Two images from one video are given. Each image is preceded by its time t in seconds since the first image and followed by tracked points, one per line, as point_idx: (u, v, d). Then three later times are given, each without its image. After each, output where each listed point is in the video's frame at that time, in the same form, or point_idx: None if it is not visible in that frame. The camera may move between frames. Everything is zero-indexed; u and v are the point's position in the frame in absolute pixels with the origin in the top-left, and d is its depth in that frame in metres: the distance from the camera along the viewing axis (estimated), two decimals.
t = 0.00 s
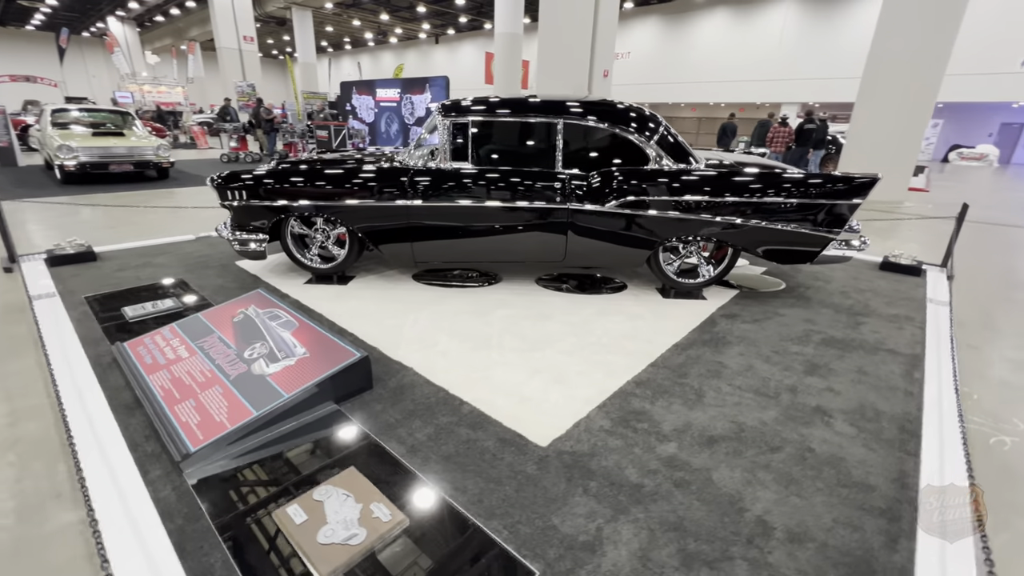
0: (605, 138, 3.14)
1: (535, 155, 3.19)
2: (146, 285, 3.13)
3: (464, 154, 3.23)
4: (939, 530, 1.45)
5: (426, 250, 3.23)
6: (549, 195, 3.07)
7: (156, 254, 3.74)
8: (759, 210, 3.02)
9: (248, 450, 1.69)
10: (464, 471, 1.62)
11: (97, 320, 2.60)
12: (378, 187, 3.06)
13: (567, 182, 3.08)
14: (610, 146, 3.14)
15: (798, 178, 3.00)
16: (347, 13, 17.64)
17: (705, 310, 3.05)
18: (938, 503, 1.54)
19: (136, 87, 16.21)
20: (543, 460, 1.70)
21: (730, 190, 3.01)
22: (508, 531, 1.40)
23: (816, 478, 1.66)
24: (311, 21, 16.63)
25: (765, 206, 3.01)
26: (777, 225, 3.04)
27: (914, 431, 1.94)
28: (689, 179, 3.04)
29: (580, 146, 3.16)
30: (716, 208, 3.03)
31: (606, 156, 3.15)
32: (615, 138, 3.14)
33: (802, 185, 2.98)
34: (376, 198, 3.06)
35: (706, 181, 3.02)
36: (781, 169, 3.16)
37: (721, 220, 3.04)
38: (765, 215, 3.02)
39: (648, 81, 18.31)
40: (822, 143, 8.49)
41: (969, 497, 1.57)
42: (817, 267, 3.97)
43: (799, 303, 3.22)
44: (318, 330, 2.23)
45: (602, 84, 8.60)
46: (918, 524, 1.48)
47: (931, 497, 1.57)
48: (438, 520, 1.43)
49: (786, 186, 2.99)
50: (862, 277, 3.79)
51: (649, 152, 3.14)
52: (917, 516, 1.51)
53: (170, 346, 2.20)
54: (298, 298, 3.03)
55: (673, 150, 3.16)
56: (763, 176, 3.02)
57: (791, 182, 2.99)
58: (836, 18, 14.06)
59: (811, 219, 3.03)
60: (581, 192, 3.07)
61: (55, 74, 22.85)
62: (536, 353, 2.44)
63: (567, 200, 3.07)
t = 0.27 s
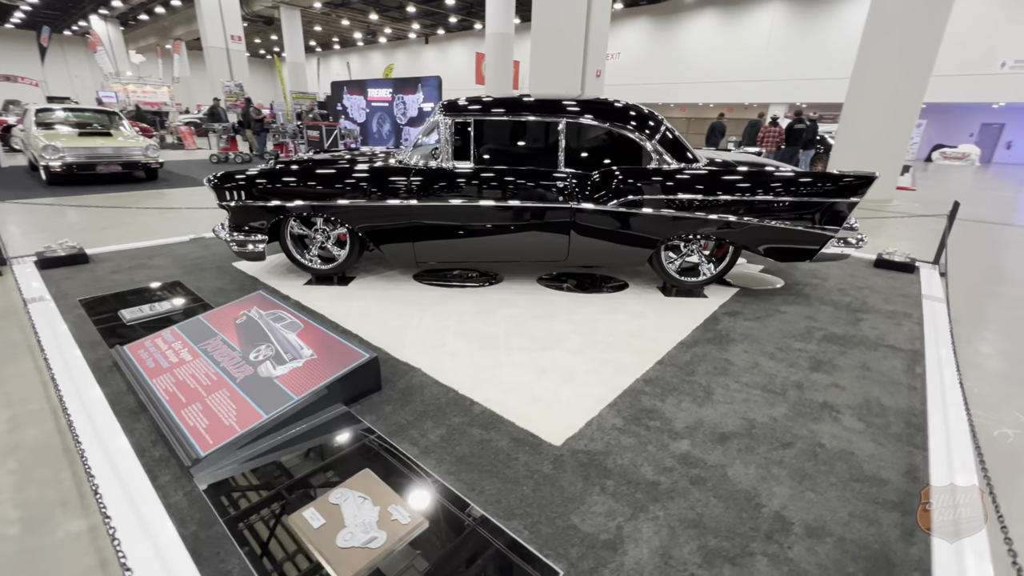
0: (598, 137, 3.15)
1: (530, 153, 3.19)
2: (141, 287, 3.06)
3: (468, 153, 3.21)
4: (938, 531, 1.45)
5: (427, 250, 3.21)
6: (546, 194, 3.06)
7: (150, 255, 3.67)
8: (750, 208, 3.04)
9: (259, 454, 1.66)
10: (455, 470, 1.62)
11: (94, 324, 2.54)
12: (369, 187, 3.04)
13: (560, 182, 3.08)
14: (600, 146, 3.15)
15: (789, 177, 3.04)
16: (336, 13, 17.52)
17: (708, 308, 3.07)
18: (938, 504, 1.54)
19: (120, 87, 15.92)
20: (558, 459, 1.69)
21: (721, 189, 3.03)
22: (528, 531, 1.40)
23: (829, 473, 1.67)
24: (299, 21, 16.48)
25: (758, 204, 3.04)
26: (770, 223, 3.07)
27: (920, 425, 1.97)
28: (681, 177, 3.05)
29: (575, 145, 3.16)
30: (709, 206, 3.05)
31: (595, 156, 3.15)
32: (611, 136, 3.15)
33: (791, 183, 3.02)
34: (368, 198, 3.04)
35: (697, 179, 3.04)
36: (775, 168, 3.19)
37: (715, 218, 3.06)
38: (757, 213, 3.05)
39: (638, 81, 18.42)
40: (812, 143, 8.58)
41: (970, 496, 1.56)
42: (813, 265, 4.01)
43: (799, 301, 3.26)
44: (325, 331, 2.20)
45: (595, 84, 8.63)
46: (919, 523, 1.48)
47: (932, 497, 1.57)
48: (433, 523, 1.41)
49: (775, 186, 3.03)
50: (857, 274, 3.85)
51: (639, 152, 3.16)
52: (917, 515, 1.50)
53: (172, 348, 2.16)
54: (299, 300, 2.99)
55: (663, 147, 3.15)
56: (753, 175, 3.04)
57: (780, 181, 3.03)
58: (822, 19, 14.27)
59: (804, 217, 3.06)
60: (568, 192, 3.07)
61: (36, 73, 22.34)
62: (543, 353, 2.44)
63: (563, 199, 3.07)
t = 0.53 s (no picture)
0: (590, 137, 3.15)
1: (524, 151, 3.18)
2: (137, 289, 2.99)
3: (472, 150, 3.19)
4: (936, 533, 1.42)
5: (430, 248, 3.18)
6: (540, 192, 3.07)
7: (144, 256, 3.58)
8: (742, 203, 3.06)
9: (274, 455, 1.62)
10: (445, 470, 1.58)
11: (91, 326, 2.47)
12: (359, 184, 3.00)
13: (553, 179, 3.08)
14: (591, 145, 3.15)
15: (779, 173, 3.06)
16: (323, 12, 17.37)
17: (712, 304, 3.09)
18: (939, 504, 1.51)
19: (100, 86, 15.57)
20: (578, 455, 1.68)
21: (712, 185, 3.05)
22: (557, 528, 1.38)
23: (848, 465, 1.68)
24: (286, 19, 16.29)
25: (750, 199, 3.06)
26: (763, 219, 3.09)
27: (931, 416, 1.99)
28: (674, 173, 3.06)
29: (577, 142, 3.15)
30: (702, 202, 3.05)
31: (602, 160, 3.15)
32: (604, 134, 3.14)
33: (780, 179, 3.05)
34: (360, 196, 3.00)
35: (689, 175, 3.06)
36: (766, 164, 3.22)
37: (706, 213, 3.06)
38: (748, 209, 3.07)
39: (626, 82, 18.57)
40: (801, 142, 8.71)
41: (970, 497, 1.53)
42: (811, 260, 4.06)
43: (799, 295, 3.29)
44: (334, 331, 2.16)
45: (587, 83, 8.66)
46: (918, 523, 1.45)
47: (932, 496, 1.54)
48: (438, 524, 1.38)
49: (763, 183, 3.05)
50: (854, 269, 3.90)
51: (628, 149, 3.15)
52: (916, 515, 1.48)
53: (177, 349, 2.11)
54: (301, 299, 2.94)
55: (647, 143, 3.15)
56: (740, 173, 3.06)
57: (769, 177, 3.05)
58: (806, 21, 14.52)
59: (799, 213, 3.09)
60: (552, 190, 3.07)
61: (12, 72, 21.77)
62: (553, 349, 2.42)
63: (560, 198, 3.07)
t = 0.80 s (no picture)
0: (584, 136, 3.15)
1: (518, 150, 3.18)
2: (133, 291, 2.92)
3: (476, 148, 3.17)
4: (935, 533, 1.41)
5: (434, 248, 3.16)
6: (531, 190, 3.04)
7: (137, 258, 3.50)
8: (733, 201, 3.06)
9: (290, 460, 1.59)
10: (441, 470, 1.57)
11: (89, 329, 2.40)
12: (349, 184, 2.96)
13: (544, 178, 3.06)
14: (586, 145, 3.16)
15: (768, 171, 3.09)
16: (310, 11, 17.20)
17: (717, 302, 3.10)
18: (938, 504, 1.49)
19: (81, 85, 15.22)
20: (599, 453, 1.68)
21: (703, 183, 3.06)
22: (586, 528, 1.37)
23: (865, 459, 1.70)
24: (272, 18, 16.10)
25: (743, 197, 3.06)
26: (755, 217, 3.10)
27: (940, 409, 2.02)
28: (668, 172, 3.08)
29: (581, 139, 3.16)
30: (695, 199, 3.06)
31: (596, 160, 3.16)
32: (596, 134, 3.15)
33: (769, 177, 3.07)
34: (351, 195, 2.95)
35: (681, 173, 3.07)
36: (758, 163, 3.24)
37: (693, 210, 3.06)
38: (739, 206, 3.07)
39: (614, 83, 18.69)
40: (790, 142, 8.83)
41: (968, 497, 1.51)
42: (808, 258, 4.11)
43: (800, 292, 3.33)
44: (344, 332, 2.13)
45: (579, 83, 8.69)
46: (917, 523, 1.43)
47: (931, 496, 1.52)
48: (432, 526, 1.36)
49: (751, 182, 3.07)
50: (850, 266, 3.96)
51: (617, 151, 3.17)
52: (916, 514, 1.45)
53: (182, 352, 2.06)
54: (303, 301, 2.89)
55: (635, 143, 3.17)
56: (728, 172, 3.08)
57: (757, 175, 3.07)
58: (791, 23, 14.74)
59: (795, 211, 3.11)
60: (539, 187, 3.05)
61: None
62: (564, 348, 2.41)
63: (554, 197, 3.05)
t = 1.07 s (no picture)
0: (583, 134, 3.13)
1: (511, 151, 3.15)
2: (131, 294, 2.86)
3: (480, 147, 3.14)
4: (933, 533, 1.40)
5: (437, 248, 3.13)
6: (521, 190, 3.02)
7: (132, 261, 3.43)
8: (726, 201, 3.08)
9: (304, 465, 1.56)
10: (458, 473, 1.55)
11: (87, 333, 2.35)
12: (341, 184, 2.91)
13: (536, 176, 3.04)
14: (587, 144, 3.14)
15: (760, 170, 3.09)
16: (299, 11, 17.06)
17: (720, 301, 3.12)
18: (938, 504, 1.47)
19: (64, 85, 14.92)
20: (616, 454, 1.67)
21: (696, 182, 3.07)
22: (609, 530, 1.36)
23: (880, 456, 1.71)
24: (261, 17, 15.93)
25: (736, 195, 3.08)
26: (750, 214, 3.11)
27: (949, 406, 2.04)
28: (664, 171, 3.09)
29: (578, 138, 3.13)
30: (690, 198, 3.07)
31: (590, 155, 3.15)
32: (589, 134, 3.14)
33: (760, 176, 3.08)
34: (344, 196, 2.91)
35: (676, 172, 3.08)
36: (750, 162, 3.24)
37: (688, 208, 3.08)
38: (733, 205, 3.09)
39: (605, 83, 18.78)
40: (780, 142, 8.90)
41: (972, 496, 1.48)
42: (805, 256, 4.15)
43: (802, 291, 3.35)
44: (352, 334, 2.09)
45: (573, 84, 8.70)
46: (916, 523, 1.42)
47: (931, 495, 1.49)
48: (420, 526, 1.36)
49: (739, 181, 3.08)
50: (847, 264, 4.00)
51: (609, 152, 3.15)
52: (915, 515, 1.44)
53: (186, 357, 2.01)
54: (305, 303, 2.85)
55: (626, 143, 3.15)
56: (720, 169, 3.10)
57: (746, 175, 3.08)
58: (779, 25, 14.91)
59: (791, 211, 3.13)
60: (530, 186, 3.03)
61: None
62: (573, 349, 2.40)
63: (549, 199, 3.03)
